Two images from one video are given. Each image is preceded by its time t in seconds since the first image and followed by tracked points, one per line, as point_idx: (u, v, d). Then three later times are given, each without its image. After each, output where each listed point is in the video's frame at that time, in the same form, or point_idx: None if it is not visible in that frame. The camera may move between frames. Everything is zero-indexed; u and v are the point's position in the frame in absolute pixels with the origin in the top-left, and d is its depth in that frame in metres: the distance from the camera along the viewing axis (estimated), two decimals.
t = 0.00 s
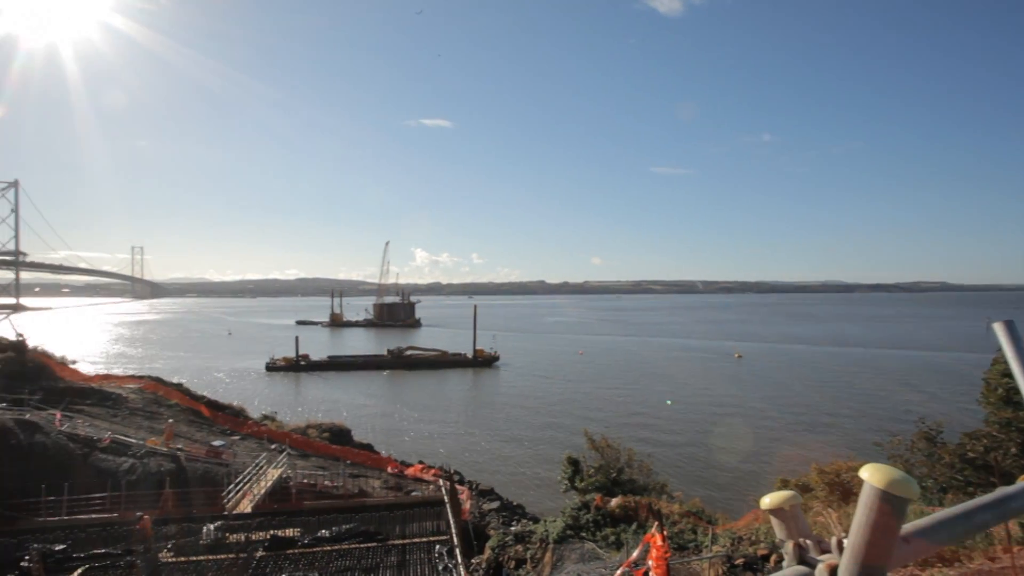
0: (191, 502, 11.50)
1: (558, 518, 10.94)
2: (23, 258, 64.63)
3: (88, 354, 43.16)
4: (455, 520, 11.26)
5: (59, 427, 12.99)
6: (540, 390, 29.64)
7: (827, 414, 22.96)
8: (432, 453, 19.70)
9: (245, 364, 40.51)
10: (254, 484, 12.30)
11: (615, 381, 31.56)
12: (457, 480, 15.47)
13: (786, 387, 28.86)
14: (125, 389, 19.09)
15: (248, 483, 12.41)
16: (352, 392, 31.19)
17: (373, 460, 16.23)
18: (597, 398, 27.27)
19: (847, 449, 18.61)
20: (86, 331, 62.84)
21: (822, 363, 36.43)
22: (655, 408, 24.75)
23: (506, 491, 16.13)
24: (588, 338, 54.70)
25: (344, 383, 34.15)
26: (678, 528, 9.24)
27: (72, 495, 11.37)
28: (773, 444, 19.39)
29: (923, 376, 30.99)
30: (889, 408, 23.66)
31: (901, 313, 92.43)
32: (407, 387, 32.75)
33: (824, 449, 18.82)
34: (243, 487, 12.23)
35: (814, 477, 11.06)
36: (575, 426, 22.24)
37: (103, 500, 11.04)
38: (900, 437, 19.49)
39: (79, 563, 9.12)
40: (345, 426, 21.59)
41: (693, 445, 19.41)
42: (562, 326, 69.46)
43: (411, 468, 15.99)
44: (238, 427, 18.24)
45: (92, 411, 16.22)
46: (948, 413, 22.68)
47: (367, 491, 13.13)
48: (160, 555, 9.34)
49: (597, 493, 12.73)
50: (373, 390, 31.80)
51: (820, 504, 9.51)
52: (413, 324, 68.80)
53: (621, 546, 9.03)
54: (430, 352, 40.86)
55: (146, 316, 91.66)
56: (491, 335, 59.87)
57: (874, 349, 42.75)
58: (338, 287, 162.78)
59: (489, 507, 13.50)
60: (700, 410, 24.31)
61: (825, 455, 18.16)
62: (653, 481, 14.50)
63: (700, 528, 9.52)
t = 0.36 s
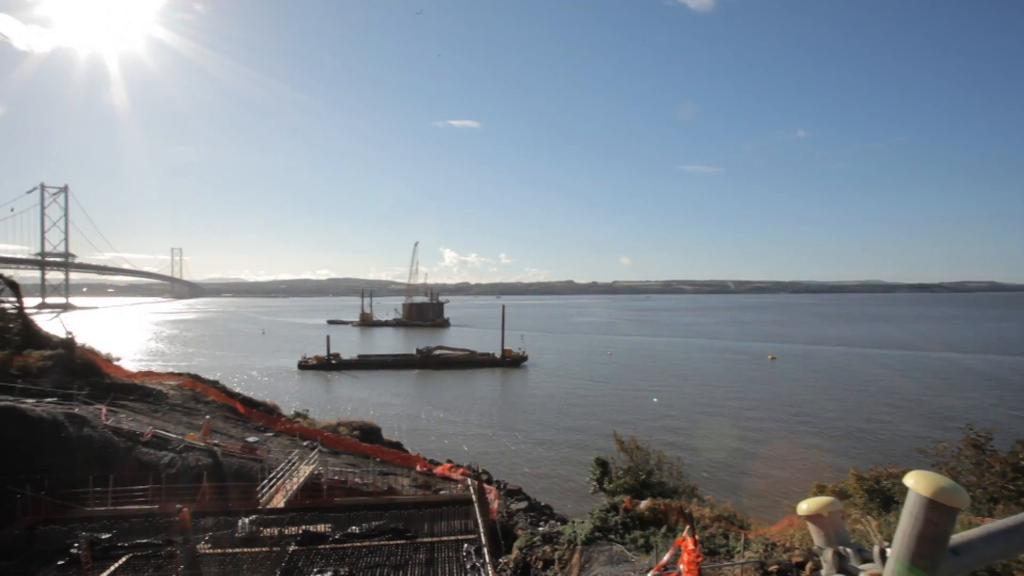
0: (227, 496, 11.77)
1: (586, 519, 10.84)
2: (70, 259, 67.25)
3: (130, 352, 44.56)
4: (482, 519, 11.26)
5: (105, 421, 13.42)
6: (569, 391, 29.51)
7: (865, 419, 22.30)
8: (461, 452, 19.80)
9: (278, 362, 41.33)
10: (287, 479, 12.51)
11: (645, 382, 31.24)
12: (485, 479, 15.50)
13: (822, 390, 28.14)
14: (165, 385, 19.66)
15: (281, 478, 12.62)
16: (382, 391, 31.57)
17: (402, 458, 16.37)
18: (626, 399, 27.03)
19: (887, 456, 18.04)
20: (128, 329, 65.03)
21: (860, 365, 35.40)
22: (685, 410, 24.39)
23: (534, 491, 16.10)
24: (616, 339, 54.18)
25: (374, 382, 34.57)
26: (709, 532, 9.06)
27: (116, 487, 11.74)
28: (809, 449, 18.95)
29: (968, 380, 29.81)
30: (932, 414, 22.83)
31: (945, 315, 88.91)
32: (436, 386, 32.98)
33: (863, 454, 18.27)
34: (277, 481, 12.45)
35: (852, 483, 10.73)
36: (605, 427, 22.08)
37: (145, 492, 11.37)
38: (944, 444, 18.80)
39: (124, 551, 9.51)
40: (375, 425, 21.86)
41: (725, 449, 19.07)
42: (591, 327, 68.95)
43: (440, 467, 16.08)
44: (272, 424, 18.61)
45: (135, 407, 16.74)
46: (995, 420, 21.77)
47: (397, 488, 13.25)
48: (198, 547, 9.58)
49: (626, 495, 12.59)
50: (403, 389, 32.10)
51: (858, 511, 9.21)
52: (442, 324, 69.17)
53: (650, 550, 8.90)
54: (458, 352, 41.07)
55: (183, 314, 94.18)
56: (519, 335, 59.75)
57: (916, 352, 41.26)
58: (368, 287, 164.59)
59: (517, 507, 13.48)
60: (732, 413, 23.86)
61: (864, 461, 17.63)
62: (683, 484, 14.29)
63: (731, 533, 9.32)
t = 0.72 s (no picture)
0: (257, 492, 11.97)
1: (611, 521, 10.73)
2: (110, 260, 69.50)
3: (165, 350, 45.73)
4: (507, 519, 11.24)
5: (141, 416, 13.77)
6: (595, 391, 29.37)
7: (901, 424, 21.71)
8: (487, 451, 19.85)
9: (307, 361, 42.03)
10: (315, 475, 12.65)
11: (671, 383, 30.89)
12: (510, 480, 15.49)
13: (855, 393, 27.49)
14: (198, 383, 20.11)
15: (309, 474, 12.77)
16: (408, 390, 31.82)
17: (427, 457, 16.46)
18: (653, 400, 26.75)
19: (923, 462, 17.53)
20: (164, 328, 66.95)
21: (895, 368, 34.52)
22: (713, 412, 24.05)
23: (560, 492, 16.06)
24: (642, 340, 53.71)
25: (400, 381, 34.89)
26: (737, 537, 8.90)
27: (152, 481, 12.02)
28: (841, 453, 18.53)
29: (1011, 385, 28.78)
30: (971, 419, 22.11)
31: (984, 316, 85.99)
32: (461, 386, 33.11)
33: (898, 460, 17.78)
34: (305, 478, 12.59)
35: (887, 489, 10.42)
36: (631, 428, 21.91)
37: (180, 486, 11.63)
38: (984, 451, 18.19)
39: (159, 543, 9.76)
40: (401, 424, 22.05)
41: (755, 452, 18.76)
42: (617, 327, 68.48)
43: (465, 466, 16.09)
44: (301, 422, 18.89)
45: (170, 403, 17.14)
46: None
47: (422, 487, 13.30)
48: (230, 540, 9.76)
49: (651, 497, 12.44)
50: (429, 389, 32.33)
51: (894, 519, 8.93)
52: (467, 324, 69.43)
53: (677, 553, 8.77)
54: (483, 352, 41.17)
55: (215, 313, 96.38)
56: (544, 335, 59.59)
57: (955, 355, 40.00)
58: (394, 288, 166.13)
59: (541, 508, 13.42)
60: (762, 415, 23.47)
61: (899, 466, 17.15)
62: (710, 487, 14.09)
63: (760, 538, 9.14)
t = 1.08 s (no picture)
0: (280, 489, 12.12)
1: (630, 522, 10.63)
2: (139, 261, 71.09)
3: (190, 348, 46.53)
4: (526, 519, 11.21)
5: (168, 413, 14.01)
6: (615, 392, 29.18)
7: (929, 428, 21.22)
8: (506, 451, 19.84)
9: (329, 360, 42.49)
10: (336, 473, 12.75)
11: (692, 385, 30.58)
12: (529, 480, 15.44)
13: (882, 395, 26.89)
14: (222, 381, 20.42)
15: (330, 472, 12.88)
16: (427, 390, 31.95)
17: (446, 456, 16.51)
18: (673, 401, 26.50)
19: (953, 467, 17.07)
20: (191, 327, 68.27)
21: (924, 370, 33.70)
22: (735, 414, 23.73)
23: (579, 492, 15.99)
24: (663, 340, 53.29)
25: (420, 381, 35.04)
26: (759, 540, 8.76)
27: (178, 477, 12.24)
28: (867, 457, 18.15)
29: None
30: (1003, 423, 21.52)
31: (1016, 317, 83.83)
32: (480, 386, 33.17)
33: (926, 465, 17.35)
34: (326, 475, 12.69)
35: (916, 495, 10.16)
36: (651, 429, 21.72)
37: (205, 482, 11.83)
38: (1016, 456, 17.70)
39: (185, 537, 9.96)
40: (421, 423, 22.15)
41: (777, 454, 18.48)
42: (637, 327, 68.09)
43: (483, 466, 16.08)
44: (322, 420, 19.07)
45: (196, 401, 17.44)
46: None
47: (440, 486, 13.34)
48: (253, 535, 9.90)
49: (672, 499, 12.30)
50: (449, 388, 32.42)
51: (922, 525, 8.71)
52: (487, 324, 69.56)
53: (697, 556, 8.65)
54: (502, 352, 41.18)
55: (239, 313, 97.96)
56: (563, 335, 59.43)
57: (985, 357, 39.02)
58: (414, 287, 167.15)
59: (560, 508, 13.35)
60: (785, 417, 23.11)
61: (928, 472, 16.73)
62: (732, 489, 13.90)
63: (783, 542, 8.99)
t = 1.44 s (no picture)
0: (296, 486, 12.20)
1: (644, 524, 10.52)
2: (159, 261, 72.17)
3: (208, 348, 47.09)
4: (539, 519, 11.16)
5: (187, 411, 14.17)
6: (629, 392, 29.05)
7: (951, 430, 20.85)
8: (520, 451, 19.83)
9: (344, 359, 42.77)
10: (351, 472, 12.80)
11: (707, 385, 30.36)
12: (542, 480, 15.40)
13: (902, 397, 26.47)
14: (240, 380, 20.61)
15: (345, 471, 12.93)
16: (441, 389, 32.07)
17: (460, 455, 16.54)
18: (688, 402, 26.30)
19: (975, 472, 16.73)
20: (209, 326, 69.15)
21: (946, 372, 33.12)
22: (751, 415, 23.52)
23: (593, 492, 15.93)
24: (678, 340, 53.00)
25: (435, 380, 35.14)
26: (776, 543, 8.64)
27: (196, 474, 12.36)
28: (887, 459, 17.88)
29: None
30: None
31: None
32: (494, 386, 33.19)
33: (947, 469, 17.03)
34: (341, 474, 12.75)
35: (938, 499, 9.96)
36: (666, 430, 21.57)
37: (223, 479, 11.96)
38: None
39: (203, 533, 10.07)
40: (435, 422, 22.19)
41: (795, 456, 18.24)
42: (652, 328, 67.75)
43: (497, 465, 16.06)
44: (337, 419, 19.19)
45: (214, 399, 17.64)
46: None
47: (454, 485, 13.34)
48: (269, 533, 9.98)
49: (686, 501, 12.23)
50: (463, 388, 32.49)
51: (946, 531, 8.51)
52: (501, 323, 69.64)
53: (713, 559, 8.55)
54: (516, 352, 41.19)
55: (256, 313, 98.96)
56: (577, 335, 59.24)
57: (1009, 358, 38.29)
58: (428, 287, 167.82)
59: (574, 509, 13.27)
60: (802, 418, 22.85)
61: (949, 476, 16.41)
62: (748, 491, 13.74)
63: (801, 546, 8.84)
